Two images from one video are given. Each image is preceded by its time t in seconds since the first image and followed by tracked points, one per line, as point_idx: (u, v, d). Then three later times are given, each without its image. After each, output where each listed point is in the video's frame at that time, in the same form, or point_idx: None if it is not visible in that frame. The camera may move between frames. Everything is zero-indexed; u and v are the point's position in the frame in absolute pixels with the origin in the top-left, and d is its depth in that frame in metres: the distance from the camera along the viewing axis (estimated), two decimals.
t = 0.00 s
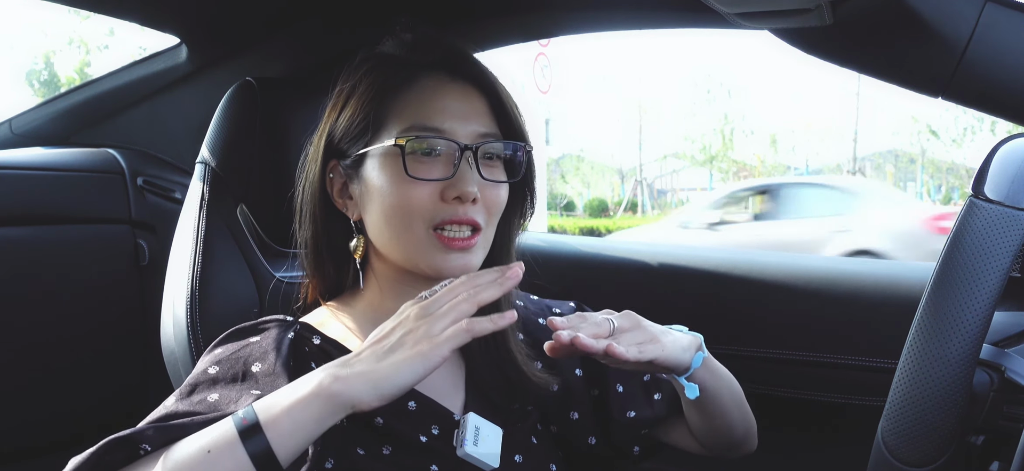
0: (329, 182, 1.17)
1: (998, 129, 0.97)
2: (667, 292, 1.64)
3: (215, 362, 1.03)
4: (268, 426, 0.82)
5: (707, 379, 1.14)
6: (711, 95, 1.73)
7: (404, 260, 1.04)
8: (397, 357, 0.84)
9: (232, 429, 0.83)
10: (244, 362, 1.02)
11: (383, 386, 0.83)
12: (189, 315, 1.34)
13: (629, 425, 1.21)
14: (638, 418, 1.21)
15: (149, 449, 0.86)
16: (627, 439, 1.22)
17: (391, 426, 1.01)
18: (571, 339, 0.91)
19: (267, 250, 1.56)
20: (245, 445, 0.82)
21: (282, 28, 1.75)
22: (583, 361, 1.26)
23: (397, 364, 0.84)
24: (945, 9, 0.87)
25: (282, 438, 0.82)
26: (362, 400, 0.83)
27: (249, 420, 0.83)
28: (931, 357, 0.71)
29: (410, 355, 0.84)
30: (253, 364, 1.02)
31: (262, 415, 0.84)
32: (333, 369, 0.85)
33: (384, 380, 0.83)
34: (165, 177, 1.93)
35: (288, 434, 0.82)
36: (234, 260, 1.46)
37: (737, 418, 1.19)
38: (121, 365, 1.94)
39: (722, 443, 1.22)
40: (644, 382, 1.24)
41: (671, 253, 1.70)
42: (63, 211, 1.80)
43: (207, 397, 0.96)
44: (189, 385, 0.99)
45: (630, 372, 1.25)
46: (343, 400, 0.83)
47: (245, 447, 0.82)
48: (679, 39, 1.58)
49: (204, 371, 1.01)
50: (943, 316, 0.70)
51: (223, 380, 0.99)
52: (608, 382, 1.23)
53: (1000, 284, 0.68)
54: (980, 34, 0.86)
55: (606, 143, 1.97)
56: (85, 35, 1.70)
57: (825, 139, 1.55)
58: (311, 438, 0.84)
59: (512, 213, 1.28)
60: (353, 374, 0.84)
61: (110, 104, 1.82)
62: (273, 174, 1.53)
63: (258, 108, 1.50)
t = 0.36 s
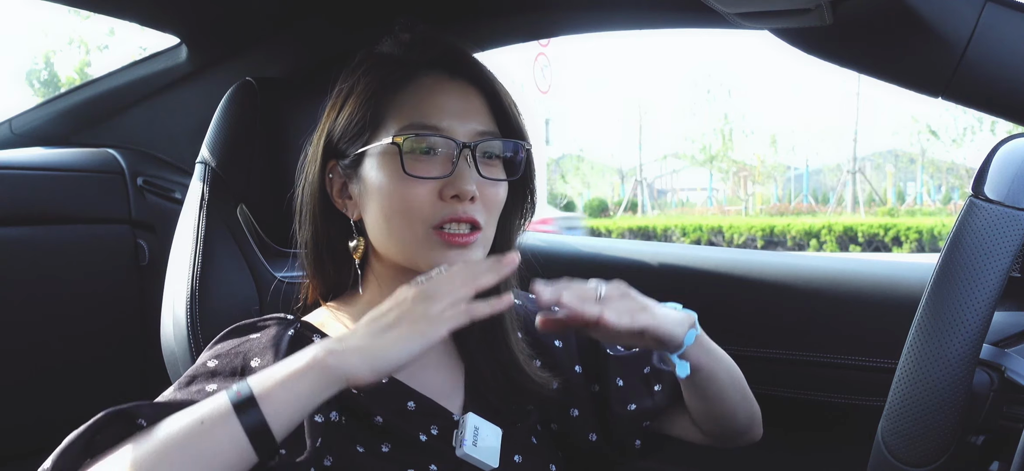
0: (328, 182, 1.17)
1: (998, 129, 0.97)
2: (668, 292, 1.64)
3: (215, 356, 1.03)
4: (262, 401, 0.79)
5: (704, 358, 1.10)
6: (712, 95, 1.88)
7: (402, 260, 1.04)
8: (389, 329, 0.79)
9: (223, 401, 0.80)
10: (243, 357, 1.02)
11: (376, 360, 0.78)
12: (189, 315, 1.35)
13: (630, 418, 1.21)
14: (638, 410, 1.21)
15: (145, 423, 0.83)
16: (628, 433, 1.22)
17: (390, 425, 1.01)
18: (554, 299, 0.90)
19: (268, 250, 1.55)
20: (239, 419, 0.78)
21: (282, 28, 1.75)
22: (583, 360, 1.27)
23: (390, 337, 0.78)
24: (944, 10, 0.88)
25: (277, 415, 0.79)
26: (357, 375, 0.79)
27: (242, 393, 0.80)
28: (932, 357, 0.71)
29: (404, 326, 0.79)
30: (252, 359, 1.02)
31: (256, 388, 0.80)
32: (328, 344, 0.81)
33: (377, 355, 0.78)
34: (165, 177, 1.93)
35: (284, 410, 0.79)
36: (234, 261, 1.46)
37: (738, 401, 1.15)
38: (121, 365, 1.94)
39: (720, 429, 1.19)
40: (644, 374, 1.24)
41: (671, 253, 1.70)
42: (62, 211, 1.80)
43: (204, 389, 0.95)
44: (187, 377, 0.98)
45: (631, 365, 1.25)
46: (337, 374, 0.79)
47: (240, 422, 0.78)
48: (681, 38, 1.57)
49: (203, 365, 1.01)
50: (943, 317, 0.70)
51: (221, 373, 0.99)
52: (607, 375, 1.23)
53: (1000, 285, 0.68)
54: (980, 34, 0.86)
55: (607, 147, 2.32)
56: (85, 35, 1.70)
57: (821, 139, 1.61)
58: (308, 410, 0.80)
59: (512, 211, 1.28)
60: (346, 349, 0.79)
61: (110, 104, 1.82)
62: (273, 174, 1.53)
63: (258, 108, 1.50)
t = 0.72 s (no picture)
0: (329, 182, 1.17)
1: (998, 129, 0.97)
2: (668, 291, 1.64)
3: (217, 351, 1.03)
4: (263, 347, 0.84)
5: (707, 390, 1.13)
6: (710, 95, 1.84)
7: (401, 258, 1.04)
8: (377, 260, 0.85)
9: (224, 350, 0.85)
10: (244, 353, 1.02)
11: (371, 293, 0.85)
12: (188, 315, 1.35)
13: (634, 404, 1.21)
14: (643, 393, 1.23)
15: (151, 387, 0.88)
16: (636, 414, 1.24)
17: (392, 423, 1.02)
18: (622, 449, 0.86)
19: (267, 249, 1.56)
20: (245, 369, 0.83)
21: (282, 28, 1.75)
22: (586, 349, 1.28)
23: (378, 268, 0.85)
24: (944, 10, 0.87)
25: (283, 355, 0.85)
26: (355, 308, 0.86)
27: (242, 343, 0.84)
28: (932, 357, 0.71)
29: (392, 262, 0.85)
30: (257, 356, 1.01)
31: (255, 335, 0.85)
32: (320, 281, 0.87)
33: (368, 288, 0.85)
34: (165, 177, 1.93)
35: (287, 348, 0.85)
36: (233, 260, 1.46)
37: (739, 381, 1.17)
38: (121, 365, 1.94)
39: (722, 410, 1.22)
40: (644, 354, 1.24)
41: (671, 253, 1.70)
42: (63, 211, 1.81)
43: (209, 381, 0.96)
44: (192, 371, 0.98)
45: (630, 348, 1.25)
46: (335, 307, 0.86)
47: (245, 370, 0.83)
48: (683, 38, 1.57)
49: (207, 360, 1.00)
50: (943, 316, 0.70)
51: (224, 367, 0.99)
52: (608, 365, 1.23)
53: (1001, 284, 0.68)
54: (980, 34, 0.86)
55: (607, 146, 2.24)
56: (85, 35, 1.70)
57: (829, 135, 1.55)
58: (311, 346, 0.86)
59: (512, 213, 1.28)
60: (337, 283, 0.86)
61: (110, 104, 1.82)
62: (273, 175, 1.53)
63: (258, 108, 1.50)
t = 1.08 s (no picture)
0: (330, 180, 1.17)
1: (998, 129, 0.97)
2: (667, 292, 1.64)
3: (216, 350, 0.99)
4: (267, 377, 0.82)
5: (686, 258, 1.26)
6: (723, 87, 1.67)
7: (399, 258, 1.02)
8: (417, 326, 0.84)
9: (231, 367, 0.83)
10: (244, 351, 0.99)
11: (393, 351, 0.84)
12: (188, 315, 1.35)
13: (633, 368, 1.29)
14: (640, 364, 1.30)
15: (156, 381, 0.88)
16: (634, 389, 1.29)
17: (392, 424, 1.01)
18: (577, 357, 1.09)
19: (267, 249, 1.56)
20: (239, 392, 0.81)
21: (283, 28, 1.75)
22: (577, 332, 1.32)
23: (419, 325, 0.84)
24: (944, 10, 0.87)
25: (281, 389, 0.82)
26: (371, 358, 0.85)
27: (246, 364, 0.83)
28: (932, 357, 0.71)
29: (424, 324, 0.84)
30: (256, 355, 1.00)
31: (264, 360, 0.83)
32: (345, 326, 0.86)
33: (391, 348, 0.84)
34: (165, 177, 1.93)
35: (286, 382, 0.82)
36: (233, 260, 1.46)
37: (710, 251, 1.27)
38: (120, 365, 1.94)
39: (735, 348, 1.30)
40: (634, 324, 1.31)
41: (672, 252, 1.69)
42: (63, 211, 1.81)
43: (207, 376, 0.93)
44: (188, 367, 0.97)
45: (621, 324, 1.31)
46: (354, 357, 0.85)
47: (239, 395, 0.81)
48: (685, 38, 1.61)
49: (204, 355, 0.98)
50: (943, 315, 0.70)
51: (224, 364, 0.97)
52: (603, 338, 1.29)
53: (1000, 284, 0.68)
54: (980, 34, 0.86)
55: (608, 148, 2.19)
56: (85, 35, 1.70)
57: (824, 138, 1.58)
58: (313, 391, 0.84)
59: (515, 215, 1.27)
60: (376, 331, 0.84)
61: (109, 104, 1.82)
62: (273, 175, 1.53)
63: (259, 108, 1.50)
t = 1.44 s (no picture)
0: (327, 179, 1.16)
1: (998, 129, 0.97)
2: (667, 291, 1.63)
3: (223, 354, 1.00)
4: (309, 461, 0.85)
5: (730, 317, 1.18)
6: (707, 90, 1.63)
7: (395, 256, 1.04)
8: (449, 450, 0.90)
9: (275, 446, 0.85)
10: (252, 360, 0.99)
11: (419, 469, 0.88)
12: (188, 315, 1.35)
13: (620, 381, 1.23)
14: (624, 370, 1.23)
15: (183, 413, 0.88)
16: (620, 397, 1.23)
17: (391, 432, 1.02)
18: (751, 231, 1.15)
19: (267, 249, 1.56)
20: None
21: (283, 28, 1.75)
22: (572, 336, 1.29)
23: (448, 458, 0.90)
24: (945, 9, 0.87)
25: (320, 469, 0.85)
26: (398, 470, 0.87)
27: (292, 455, 0.84)
28: (931, 357, 0.71)
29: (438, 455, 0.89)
30: (261, 365, 0.99)
31: (305, 439, 0.86)
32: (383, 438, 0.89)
33: None
34: (165, 177, 1.92)
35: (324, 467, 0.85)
36: (233, 260, 1.46)
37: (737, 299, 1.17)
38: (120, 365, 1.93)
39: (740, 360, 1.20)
40: (628, 333, 1.26)
41: (671, 252, 1.69)
42: (63, 210, 1.81)
43: (218, 382, 0.94)
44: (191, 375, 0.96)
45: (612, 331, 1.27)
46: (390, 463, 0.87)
47: None
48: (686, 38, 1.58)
49: (209, 361, 0.98)
50: (943, 316, 0.70)
51: (229, 371, 0.96)
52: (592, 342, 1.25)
53: (1000, 283, 0.68)
54: (980, 34, 0.87)
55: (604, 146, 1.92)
56: (84, 35, 1.70)
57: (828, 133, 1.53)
58: None
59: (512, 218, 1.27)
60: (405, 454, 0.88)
61: (109, 104, 1.82)
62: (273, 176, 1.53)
63: (260, 107, 1.50)
